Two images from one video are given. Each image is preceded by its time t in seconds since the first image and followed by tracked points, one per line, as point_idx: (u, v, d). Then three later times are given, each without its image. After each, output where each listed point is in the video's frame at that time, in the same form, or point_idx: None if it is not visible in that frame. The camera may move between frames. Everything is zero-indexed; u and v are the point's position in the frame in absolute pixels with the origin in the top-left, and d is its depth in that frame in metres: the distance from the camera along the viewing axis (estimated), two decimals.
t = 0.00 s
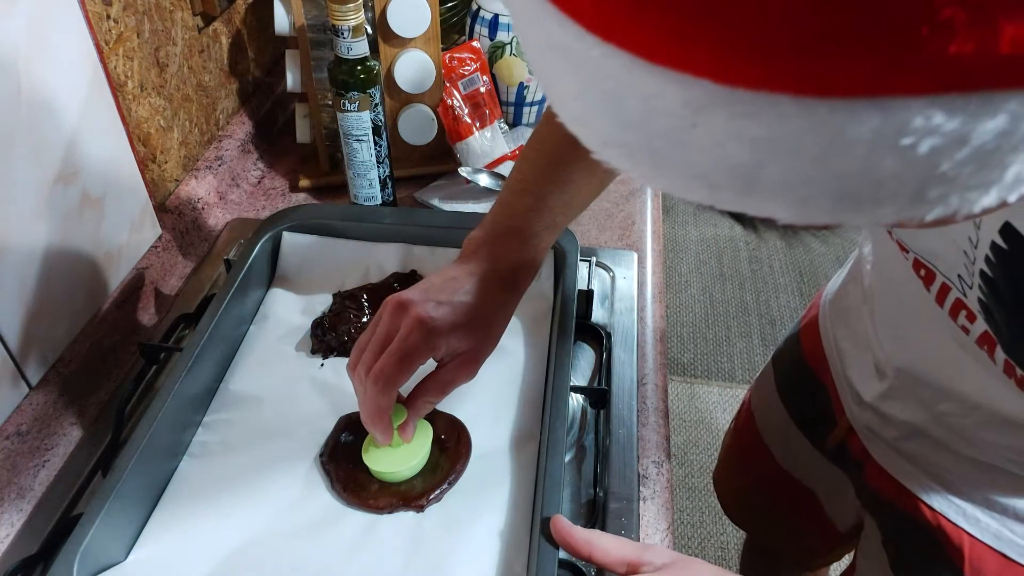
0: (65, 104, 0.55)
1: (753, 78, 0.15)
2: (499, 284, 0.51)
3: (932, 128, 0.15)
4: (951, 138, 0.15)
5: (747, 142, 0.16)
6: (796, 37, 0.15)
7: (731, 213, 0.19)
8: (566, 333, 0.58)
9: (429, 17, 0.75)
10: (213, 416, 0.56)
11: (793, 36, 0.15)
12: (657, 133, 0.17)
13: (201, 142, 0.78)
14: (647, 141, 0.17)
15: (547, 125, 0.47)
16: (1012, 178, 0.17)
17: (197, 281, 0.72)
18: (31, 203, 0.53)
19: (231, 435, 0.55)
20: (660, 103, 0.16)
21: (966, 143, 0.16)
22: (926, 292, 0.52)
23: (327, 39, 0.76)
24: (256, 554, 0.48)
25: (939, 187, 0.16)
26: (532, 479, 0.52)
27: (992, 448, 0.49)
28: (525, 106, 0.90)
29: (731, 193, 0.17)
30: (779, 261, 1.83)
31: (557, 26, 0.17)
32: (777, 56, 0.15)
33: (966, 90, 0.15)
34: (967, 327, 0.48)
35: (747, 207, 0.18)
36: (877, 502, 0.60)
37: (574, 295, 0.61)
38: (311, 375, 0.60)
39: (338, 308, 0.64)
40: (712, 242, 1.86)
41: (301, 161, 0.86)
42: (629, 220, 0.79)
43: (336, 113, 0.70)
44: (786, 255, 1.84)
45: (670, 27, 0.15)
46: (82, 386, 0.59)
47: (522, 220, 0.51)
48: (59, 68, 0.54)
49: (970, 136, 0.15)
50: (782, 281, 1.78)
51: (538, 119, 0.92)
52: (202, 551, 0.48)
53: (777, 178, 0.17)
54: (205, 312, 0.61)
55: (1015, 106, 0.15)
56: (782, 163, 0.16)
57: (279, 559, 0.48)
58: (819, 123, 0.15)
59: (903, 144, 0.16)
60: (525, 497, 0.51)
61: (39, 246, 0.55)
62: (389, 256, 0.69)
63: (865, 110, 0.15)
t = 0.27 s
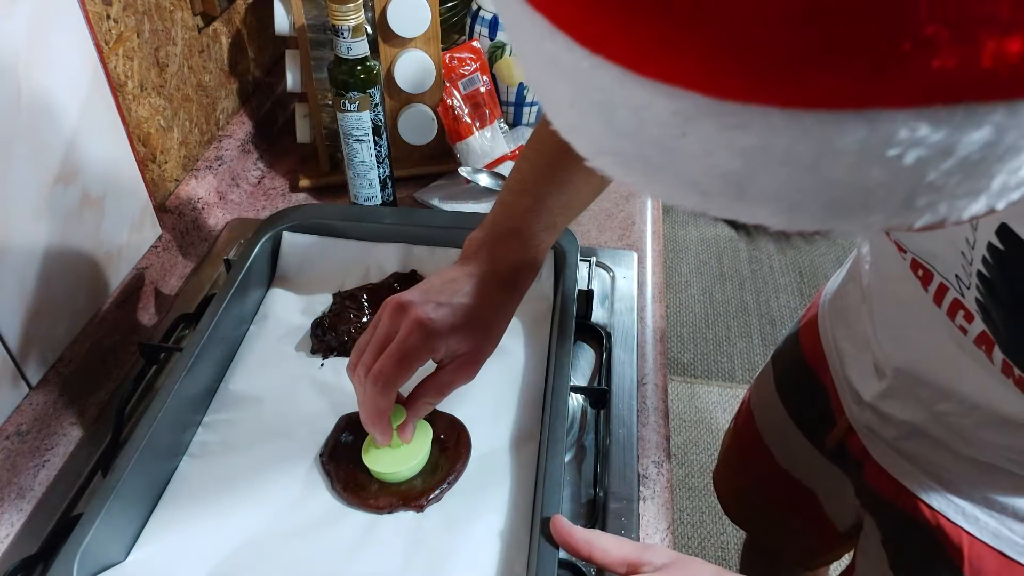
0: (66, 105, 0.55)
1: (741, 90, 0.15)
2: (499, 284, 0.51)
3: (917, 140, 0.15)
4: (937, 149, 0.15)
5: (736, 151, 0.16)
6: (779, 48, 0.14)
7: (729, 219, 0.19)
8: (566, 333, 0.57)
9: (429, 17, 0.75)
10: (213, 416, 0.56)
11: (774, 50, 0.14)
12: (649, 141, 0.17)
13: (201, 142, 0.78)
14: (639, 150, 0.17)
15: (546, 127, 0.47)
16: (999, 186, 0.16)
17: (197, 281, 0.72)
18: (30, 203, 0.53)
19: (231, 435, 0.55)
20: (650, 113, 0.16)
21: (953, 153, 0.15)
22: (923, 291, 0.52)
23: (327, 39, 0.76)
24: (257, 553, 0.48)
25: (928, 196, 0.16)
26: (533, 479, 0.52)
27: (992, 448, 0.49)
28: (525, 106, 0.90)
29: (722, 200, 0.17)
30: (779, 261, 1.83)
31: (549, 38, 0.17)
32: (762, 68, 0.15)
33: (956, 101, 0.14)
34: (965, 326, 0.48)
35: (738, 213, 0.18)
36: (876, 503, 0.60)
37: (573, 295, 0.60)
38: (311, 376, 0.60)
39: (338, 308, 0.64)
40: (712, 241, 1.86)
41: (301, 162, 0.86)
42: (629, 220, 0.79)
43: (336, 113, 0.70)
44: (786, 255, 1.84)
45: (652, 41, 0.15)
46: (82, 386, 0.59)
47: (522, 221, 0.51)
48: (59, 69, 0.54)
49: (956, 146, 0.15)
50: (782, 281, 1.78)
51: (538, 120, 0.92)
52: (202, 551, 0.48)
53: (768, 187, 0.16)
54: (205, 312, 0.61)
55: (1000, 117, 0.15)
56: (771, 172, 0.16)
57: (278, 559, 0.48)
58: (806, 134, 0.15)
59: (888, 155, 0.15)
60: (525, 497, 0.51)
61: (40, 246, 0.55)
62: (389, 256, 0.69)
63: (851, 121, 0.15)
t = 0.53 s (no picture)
0: (65, 105, 0.55)
1: (732, 100, 0.15)
2: (499, 284, 0.51)
3: (905, 149, 0.15)
4: (925, 158, 0.15)
5: (727, 160, 0.16)
6: (770, 59, 0.14)
7: (725, 225, 0.19)
8: (566, 333, 0.57)
9: (429, 17, 0.75)
10: (213, 417, 0.56)
11: (760, 61, 0.14)
12: (642, 149, 0.17)
13: (201, 142, 0.78)
14: (632, 158, 0.17)
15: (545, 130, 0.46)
16: (989, 195, 0.15)
17: (197, 281, 0.72)
18: (30, 203, 0.53)
19: (230, 435, 0.55)
20: (643, 122, 0.16)
21: (942, 162, 0.15)
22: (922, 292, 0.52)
23: (327, 39, 0.76)
24: (256, 553, 0.48)
25: (918, 203, 0.16)
26: (533, 479, 0.52)
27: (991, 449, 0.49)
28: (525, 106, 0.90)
29: (714, 208, 0.17)
30: (779, 261, 1.83)
31: (543, 48, 0.17)
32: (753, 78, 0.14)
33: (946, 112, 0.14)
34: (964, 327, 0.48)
35: (731, 219, 0.18)
36: (876, 504, 0.60)
37: (573, 295, 0.60)
38: (311, 376, 0.61)
39: (338, 308, 0.64)
40: (712, 241, 1.86)
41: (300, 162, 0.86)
42: (629, 220, 0.79)
43: (336, 113, 0.70)
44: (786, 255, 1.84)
45: (641, 51, 0.15)
46: (82, 386, 0.59)
47: (521, 222, 0.50)
48: (58, 69, 0.54)
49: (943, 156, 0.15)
50: (781, 281, 1.78)
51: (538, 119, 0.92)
52: (202, 551, 0.48)
53: (759, 196, 0.16)
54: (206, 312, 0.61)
55: (987, 126, 0.14)
56: (762, 181, 0.16)
57: (276, 560, 0.48)
58: (796, 143, 0.15)
59: (877, 165, 0.15)
60: (525, 498, 0.51)
61: (40, 246, 0.55)
62: (389, 256, 0.69)
63: (840, 131, 0.15)
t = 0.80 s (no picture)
0: (65, 105, 0.55)
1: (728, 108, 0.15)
2: (498, 284, 0.51)
3: (898, 157, 0.15)
4: (918, 165, 0.15)
5: (722, 166, 0.16)
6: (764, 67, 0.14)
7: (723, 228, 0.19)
8: (566, 334, 0.57)
9: (429, 17, 0.75)
10: (213, 417, 0.56)
11: (753, 68, 0.14)
12: (638, 155, 0.17)
13: (201, 142, 0.78)
14: (628, 164, 0.17)
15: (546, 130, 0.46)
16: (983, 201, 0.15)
17: (197, 281, 0.72)
18: (30, 203, 0.53)
19: (230, 436, 0.55)
20: (638, 130, 0.16)
21: (935, 169, 0.15)
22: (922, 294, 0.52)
23: (327, 39, 0.76)
24: (256, 554, 0.48)
25: (912, 209, 0.16)
26: (533, 479, 0.52)
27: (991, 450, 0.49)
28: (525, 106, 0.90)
29: (710, 213, 0.17)
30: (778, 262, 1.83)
31: (538, 55, 0.17)
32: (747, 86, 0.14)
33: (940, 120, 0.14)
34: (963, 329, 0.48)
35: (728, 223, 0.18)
36: (876, 504, 0.60)
37: (573, 295, 0.60)
38: (311, 376, 0.61)
39: (338, 308, 0.64)
40: (712, 241, 1.86)
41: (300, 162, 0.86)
42: (629, 221, 0.79)
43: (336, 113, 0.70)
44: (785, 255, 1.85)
45: (635, 60, 0.15)
46: (82, 386, 0.59)
47: (521, 221, 0.50)
48: (58, 69, 0.54)
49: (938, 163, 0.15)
50: (781, 281, 1.78)
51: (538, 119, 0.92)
52: (202, 551, 0.48)
53: (755, 201, 0.16)
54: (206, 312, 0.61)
55: (980, 134, 0.14)
56: (758, 186, 0.16)
57: (276, 560, 0.48)
58: (791, 150, 0.15)
59: (871, 172, 0.15)
60: (524, 498, 0.51)
61: (39, 246, 0.55)
62: (389, 256, 0.69)
63: (833, 139, 0.15)
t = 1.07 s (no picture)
0: (65, 105, 0.55)
1: (725, 114, 0.15)
2: (498, 283, 0.51)
3: (896, 163, 0.15)
4: (915, 171, 0.15)
5: (720, 171, 0.16)
6: (759, 74, 0.14)
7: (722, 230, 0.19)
8: (566, 333, 0.57)
9: (429, 17, 0.75)
10: (213, 417, 0.56)
11: (752, 75, 0.14)
12: (636, 159, 0.17)
13: (201, 142, 0.78)
14: (627, 169, 0.17)
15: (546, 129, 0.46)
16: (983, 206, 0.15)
17: (197, 281, 0.72)
18: (30, 203, 0.53)
19: (230, 436, 0.55)
20: (637, 135, 0.16)
21: (932, 175, 0.15)
22: (921, 295, 0.52)
23: (327, 39, 0.76)
24: (255, 554, 0.48)
25: (910, 214, 0.16)
26: (533, 479, 0.52)
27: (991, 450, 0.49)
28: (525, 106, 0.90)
29: (708, 216, 0.17)
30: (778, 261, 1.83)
31: (536, 60, 0.17)
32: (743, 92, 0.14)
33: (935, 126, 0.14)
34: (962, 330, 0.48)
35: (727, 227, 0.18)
36: (875, 504, 0.60)
37: (573, 295, 0.60)
38: (311, 375, 0.60)
39: (338, 308, 0.64)
40: (712, 241, 1.86)
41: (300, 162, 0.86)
42: (629, 221, 0.79)
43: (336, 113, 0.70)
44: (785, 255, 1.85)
45: (633, 67, 0.15)
46: (82, 386, 0.59)
47: (521, 221, 0.50)
48: (58, 69, 0.53)
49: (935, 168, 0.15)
50: (781, 281, 1.78)
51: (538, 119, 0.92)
52: (202, 551, 0.48)
53: (753, 205, 0.16)
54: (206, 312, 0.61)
55: (978, 140, 0.14)
56: (756, 192, 0.16)
57: (276, 560, 0.48)
58: (789, 155, 0.15)
59: (868, 177, 0.15)
60: (524, 498, 0.51)
61: (39, 246, 0.55)
62: (389, 256, 0.69)
63: (831, 145, 0.15)
